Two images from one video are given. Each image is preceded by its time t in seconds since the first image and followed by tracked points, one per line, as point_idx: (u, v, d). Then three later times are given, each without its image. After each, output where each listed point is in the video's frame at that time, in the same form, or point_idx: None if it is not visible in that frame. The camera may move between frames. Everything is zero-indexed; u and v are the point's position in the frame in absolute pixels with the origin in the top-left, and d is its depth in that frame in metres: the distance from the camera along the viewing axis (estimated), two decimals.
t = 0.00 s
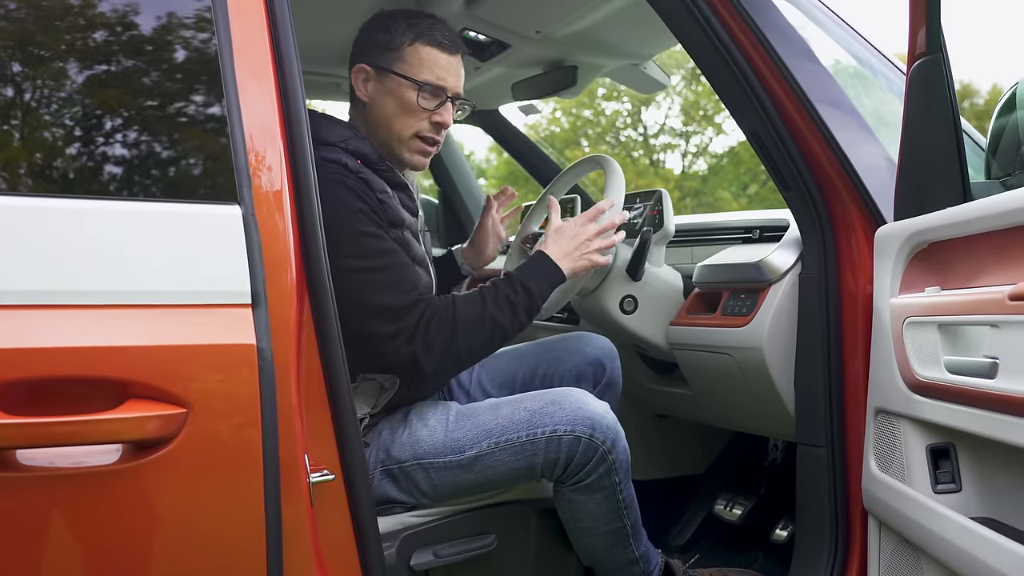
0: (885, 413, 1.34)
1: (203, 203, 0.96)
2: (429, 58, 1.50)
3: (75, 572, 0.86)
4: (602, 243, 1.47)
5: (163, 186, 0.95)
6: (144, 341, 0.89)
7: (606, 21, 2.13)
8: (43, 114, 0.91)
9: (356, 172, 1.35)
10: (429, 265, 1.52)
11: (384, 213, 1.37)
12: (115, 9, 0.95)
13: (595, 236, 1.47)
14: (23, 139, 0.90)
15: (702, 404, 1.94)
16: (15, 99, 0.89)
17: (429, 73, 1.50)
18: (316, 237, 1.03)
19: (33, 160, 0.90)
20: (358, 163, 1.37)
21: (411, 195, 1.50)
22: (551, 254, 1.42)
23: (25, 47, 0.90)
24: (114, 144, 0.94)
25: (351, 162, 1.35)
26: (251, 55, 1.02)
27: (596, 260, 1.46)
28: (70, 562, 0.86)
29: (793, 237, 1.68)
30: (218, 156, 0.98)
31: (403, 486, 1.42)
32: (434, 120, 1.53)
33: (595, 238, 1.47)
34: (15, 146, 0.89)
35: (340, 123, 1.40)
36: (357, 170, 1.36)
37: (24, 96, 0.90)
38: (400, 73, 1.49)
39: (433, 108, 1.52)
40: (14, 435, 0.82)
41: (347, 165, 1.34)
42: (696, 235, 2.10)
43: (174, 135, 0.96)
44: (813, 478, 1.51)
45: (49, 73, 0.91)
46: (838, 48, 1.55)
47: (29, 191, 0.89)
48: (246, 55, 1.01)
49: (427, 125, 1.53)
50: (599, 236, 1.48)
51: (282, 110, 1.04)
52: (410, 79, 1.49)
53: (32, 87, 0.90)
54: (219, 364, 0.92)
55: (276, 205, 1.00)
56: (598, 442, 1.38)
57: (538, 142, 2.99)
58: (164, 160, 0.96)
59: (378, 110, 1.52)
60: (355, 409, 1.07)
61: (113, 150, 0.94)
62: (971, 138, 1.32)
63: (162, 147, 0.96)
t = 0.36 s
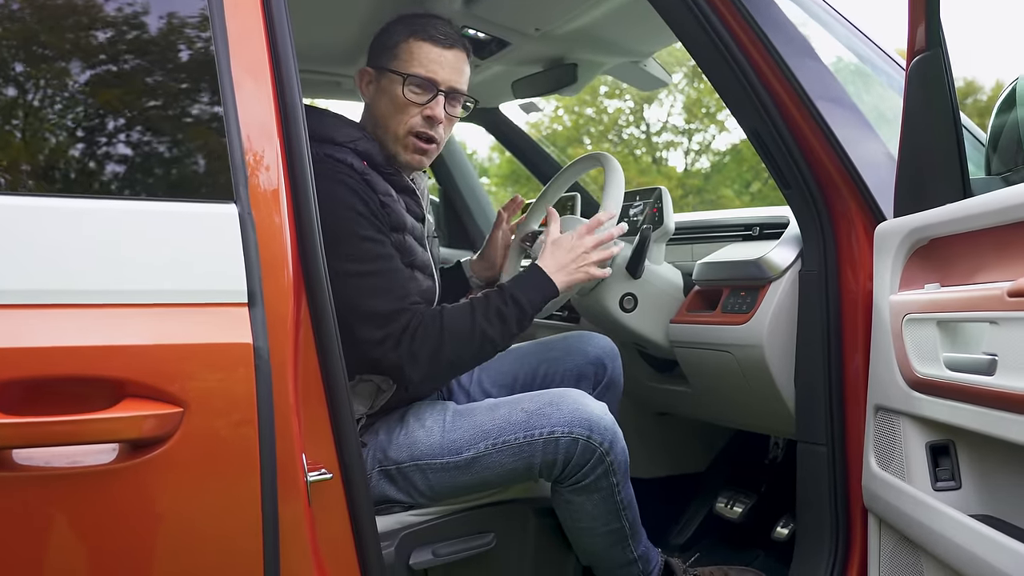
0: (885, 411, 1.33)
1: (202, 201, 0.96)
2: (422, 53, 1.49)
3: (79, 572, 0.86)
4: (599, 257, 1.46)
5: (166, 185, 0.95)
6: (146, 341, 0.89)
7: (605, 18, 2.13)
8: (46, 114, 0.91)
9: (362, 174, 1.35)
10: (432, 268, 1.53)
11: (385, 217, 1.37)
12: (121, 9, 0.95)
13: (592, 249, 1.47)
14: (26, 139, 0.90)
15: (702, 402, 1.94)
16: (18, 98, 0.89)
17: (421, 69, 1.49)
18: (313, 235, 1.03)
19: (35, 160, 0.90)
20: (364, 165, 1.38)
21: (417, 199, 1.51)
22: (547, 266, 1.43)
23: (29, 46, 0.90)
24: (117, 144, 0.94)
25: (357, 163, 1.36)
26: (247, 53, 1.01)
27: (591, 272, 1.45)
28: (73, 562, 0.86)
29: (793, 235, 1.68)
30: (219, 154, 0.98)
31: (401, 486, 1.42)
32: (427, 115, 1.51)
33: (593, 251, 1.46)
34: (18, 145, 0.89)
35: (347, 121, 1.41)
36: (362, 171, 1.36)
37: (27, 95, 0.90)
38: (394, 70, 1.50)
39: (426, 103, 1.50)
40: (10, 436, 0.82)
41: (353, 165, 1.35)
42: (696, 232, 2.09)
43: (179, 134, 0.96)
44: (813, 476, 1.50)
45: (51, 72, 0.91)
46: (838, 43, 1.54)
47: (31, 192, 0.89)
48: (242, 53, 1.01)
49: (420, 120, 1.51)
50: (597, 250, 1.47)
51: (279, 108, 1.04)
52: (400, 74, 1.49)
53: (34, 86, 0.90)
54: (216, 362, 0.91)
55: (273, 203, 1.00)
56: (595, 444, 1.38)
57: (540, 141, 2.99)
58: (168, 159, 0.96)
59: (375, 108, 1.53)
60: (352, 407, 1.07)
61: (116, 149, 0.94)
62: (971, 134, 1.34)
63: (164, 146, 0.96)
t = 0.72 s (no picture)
0: (884, 408, 1.33)
1: (199, 204, 0.95)
2: (422, 55, 1.49)
3: (84, 572, 0.86)
4: (597, 285, 1.40)
5: (170, 185, 0.95)
6: (148, 343, 0.89)
7: (602, 16, 2.12)
8: (47, 116, 0.91)
9: (365, 177, 1.34)
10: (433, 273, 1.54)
11: (386, 221, 1.36)
12: (127, 12, 0.95)
13: (591, 276, 1.40)
14: (27, 143, 0.90)
15: (702, 401, 1.93)
16: (20, 102, 0.89)
17: (422, 70, 1.49)
18: (307, 236, 1.03)
19: (34, 164, 0.90)
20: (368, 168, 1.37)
21: (421, 203, 1.50)
22: (542, 292, 1.37)
23: (34, 50, 0.90)
24: (121, 145, 0.94)
25: (361, 167, 1.35)
26: (240, 55, 1.01)
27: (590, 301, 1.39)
28: (77, 564, 0.86)
29: (791, 232, 1.67)
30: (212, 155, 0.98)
31: (399, 486, 1.42)
32: (428, 116, 1.50)
33: (592, 278, 1.40)
34: (19, 150, 0.89)
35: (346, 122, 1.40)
36: (366, 175, 1.35)
37: (28, 98, 0.90)
38: (394, 72, 1.49)
39: (427, 104, 1.50)
40: (7, 440, 0.83)
41: (358, 169, 1.34)
42: (695, 230, 2.09)
43: (181, 135, 0.96)
44: (813, 474, 1.49)
45: (50, 75, 0.91)
46: (838, 39, 1.52)
47: (32, 197, 0.88)
48: (236, 55, 1.01)
49: (421, 122, 1.51)
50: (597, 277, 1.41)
51: (272, 108, 1.04)
52: (401, 76, 1.49)
53: (36, 89, 0.90)
54: (212, 364, 0.91)
55: (267, 204, 1.00)
56: (594, 442, 1.38)
57: (541, 140, 2.97)
58: (174, 161, 0.96)
59: (378, 110, 1.53)
60: (348, 408, 1.07)
61: (121, 151, 0.94)
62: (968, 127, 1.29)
63: (169, 147, 0.96)
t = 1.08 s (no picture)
0: (888, 411, 1.32)
1: (203, 204, 0.95)
2: (433, 56, 1.49)
3: (88, 571, 0.86)
4: (533, 331, 1.39)
5: (181, 184, 0.95)
6: (151, 343, 0.89)
7: (608, 15, 2.11)
8: (53, 114, 0.90)
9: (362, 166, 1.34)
10: (434, 267, 1.46)
11: (372, 205, 1.33)
12: (135, 11, 0.95)
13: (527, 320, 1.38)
14: (34, 141, 0.90)
15: (705, 402, 1.93)
16: (28, 101, 0.89)
17: (434, 71, 1.49)
18: (308, 237, 1.03)
19: (40, 163, 0.90)
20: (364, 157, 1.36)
21: (424, 193, 1.45)
22: (477, 338, 1.37)
23: (41, 49, 0.90)
24: (126, 143, 0.94)
25: (357, 155, 1.35)
26: (243, 54, 1.01)
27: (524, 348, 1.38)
28: (80, 562, 0.86)
29: (795, 233, 1.66)
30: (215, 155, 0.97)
31: (401, 487, 1.42)
32: (443, 117, 1.51)
33: (528, 324, 1.38)
34: (27, 147, 0.89)
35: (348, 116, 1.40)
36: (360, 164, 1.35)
37: (35, 97, 0.90)
38: (406, 73, 1.48)
39: (440, 105, 1.50)
40: (8, 440, 0.83)
41: (352, 155, 1.34)
42: (699, 230, 2.08)
43: (185, 133, 0.96)
44: (817, 476, 1.49)
45: (57, 74, 0.91)
46: (843, 39, 1.51)
47: (37, 196, 0.89)
48: (238, 54, 1.01)
49: (435, 123, 1.51)
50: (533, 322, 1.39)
51: (273, 107, 1.03)
52: (413, 77, 1.48)
53: (43, 87, 0.90)
54: (213, 364, 0.91)
55: (267, 204, 1.00)
56: (596, 442, 1.37)
57: (546, 139, 2.96)
58: (181, 160, 0.96)
59: (386, 111, 1.51)
60: (349, 408, 1.07)
61: (127, 149, 0.94)
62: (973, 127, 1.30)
63: (174, 146, 0.96)
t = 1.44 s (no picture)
0: (890, 413, 1.32)
1: (205, 206, 0.95)
2: (443, 51, 1.48)
3: (90, 571, 0.86)
4: (500, 382, 1.40)
5: (178, 185, 0.95)
6: (154, 344, 0.89)
7: (609, 16, 2.11)
8: (52, 115, 0.90)
9: (349, 185, 1.33)
10: (435, 279, 1.47)
11: (360, 225, 1.34)
12: (136, 11, 0.95)
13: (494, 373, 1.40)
14: (34, 140, 0.90)
15: (706, 403, 1.92)
16: (27, 101, 0.89)
17: (445, 67, 1.48)
18: (310, 238, 1.03)
19: (42, 163, 0.89)
20: (356, 173, 1.35)
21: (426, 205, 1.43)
22: (442, 384, 1.38)
23: (40, 49, 0.90)
24: (123, 143, 0.93)
25: (346, 172, 1.34)
26: (245, 54, 1.01)
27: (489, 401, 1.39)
28: (83, 563, 0.86)
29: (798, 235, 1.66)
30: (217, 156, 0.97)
31: (401, 487, 1.42)
32: (457, 115, 1.51)
33: (496, 373, 1.39)
34: (27, 146, 0.89)
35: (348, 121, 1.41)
36: (350, 182, 1.34)
37: (35, 98, 0.90)
38: (417, 70, 1.48)
39: (454, 102, 1.50)
40: (9, 441, 0.83)
41: (341, 175, 1.33)
42: (701, 232, 2.08)
43: (185, 133, 0.96)
44: (818, 476, 1.48)
45: (57, 74, 0.91)
46: (844, 39, 1.51)
47: (36, 195, 0.88)
48: (240, 54, 1.00)
49: (450, 121, 1.51)
50: (501, 375, 1.40)
51: (275, 107, 1.03)
52: (426, 73, 1.48)
53: (43, 88, 0.90)
54: (216, 366, 0.91)
55: (269, 204, 0.99)
56: (597, 442, 1.37)
57: (547, 139, 2.96)
58: (183, 160, 0.96)
59: (398, 107, 1.50)
60: (350, 410, 1.07)
61: (124, 148, 0.93)
62: (977, 130, 1.32)
63: (171, 144, 0.95)
